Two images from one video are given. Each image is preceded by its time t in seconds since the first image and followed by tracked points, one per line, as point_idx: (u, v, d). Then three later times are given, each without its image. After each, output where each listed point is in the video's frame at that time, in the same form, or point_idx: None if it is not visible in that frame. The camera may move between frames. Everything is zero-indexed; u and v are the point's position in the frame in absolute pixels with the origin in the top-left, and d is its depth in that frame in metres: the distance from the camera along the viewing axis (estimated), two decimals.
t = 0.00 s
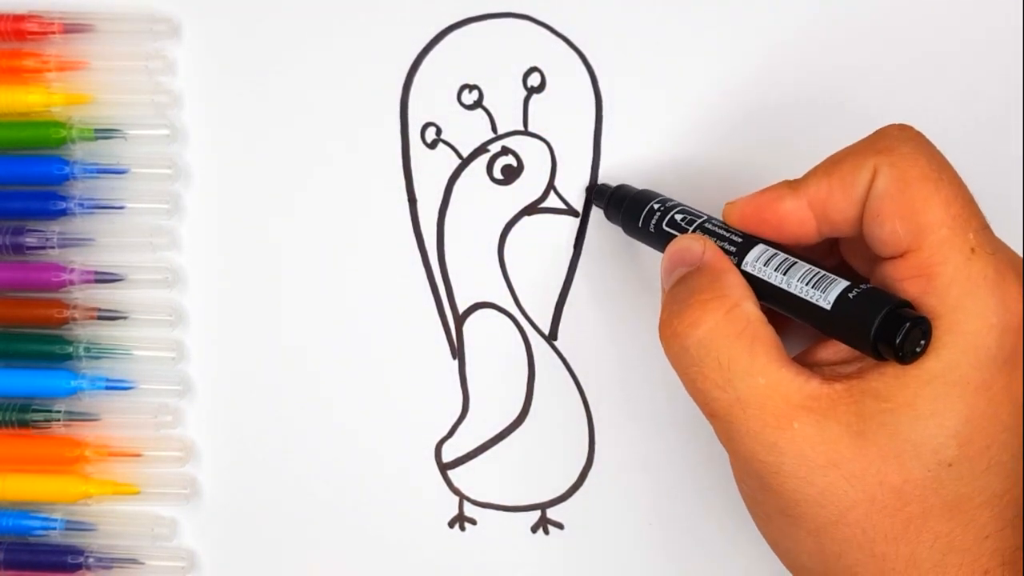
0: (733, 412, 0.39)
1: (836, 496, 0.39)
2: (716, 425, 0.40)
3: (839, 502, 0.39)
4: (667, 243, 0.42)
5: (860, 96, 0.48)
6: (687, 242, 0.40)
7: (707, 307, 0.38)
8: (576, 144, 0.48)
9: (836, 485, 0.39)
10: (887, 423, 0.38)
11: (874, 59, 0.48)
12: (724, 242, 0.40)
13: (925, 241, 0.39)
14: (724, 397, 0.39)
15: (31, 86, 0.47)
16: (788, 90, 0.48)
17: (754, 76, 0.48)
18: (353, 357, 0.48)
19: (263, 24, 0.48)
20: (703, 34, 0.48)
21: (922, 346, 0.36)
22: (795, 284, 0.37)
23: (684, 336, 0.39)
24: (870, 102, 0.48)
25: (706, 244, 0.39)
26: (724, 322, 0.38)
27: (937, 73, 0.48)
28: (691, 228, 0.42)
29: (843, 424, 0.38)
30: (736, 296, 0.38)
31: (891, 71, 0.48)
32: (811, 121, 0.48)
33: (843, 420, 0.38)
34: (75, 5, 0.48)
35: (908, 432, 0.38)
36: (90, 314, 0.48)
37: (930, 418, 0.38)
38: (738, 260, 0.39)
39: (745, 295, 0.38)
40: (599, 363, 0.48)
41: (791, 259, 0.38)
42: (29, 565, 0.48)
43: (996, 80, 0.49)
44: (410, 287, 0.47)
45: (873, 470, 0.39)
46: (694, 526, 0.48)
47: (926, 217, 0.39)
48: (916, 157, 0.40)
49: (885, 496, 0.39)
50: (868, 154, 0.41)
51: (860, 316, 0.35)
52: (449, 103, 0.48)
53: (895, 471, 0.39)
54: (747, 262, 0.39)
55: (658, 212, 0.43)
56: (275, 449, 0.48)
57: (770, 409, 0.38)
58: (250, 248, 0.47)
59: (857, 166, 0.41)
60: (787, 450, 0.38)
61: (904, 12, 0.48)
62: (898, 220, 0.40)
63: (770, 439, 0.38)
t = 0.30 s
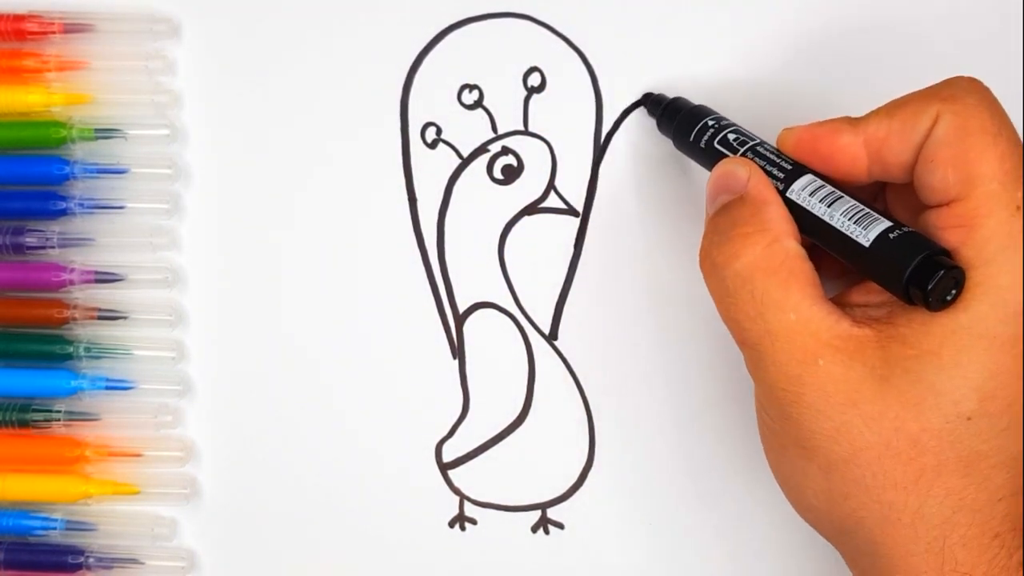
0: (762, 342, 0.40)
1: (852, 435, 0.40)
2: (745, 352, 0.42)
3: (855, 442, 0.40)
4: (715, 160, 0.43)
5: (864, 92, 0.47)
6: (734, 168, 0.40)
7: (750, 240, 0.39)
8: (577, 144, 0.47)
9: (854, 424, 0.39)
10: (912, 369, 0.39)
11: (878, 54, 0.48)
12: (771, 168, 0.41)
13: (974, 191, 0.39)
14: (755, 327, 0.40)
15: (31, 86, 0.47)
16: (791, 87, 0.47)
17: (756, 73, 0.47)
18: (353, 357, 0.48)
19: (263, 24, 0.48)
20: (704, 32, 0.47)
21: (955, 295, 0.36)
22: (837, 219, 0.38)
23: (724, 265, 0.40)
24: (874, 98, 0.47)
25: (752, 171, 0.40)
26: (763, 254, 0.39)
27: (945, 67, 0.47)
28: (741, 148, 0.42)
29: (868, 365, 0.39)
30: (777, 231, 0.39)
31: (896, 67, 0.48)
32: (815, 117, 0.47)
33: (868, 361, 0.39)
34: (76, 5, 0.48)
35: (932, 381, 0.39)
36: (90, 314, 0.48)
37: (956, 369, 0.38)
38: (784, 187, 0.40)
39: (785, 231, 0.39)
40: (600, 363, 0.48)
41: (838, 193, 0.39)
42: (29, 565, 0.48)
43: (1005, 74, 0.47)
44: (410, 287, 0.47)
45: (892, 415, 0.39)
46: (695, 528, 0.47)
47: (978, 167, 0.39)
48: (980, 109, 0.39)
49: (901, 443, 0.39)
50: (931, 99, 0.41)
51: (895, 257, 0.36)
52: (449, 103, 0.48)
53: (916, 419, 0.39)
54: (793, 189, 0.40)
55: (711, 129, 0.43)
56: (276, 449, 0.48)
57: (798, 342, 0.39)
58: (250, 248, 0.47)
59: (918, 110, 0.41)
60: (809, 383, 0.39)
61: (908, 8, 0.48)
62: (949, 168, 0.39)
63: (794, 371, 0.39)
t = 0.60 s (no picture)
0: (821, 393, 0.40)
1: (902, 494, 0.40)
2: (800, 402, 0.42)
3: (903, 503, 0.40)
4: (792, 213, 0.43)
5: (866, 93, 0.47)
6: (811, 219, 0.41)
7: (822, 287, 0.40)
8: (576, 145, 0.47)
9: (904, 484, 0.40)
10: (969, 439, 0.39)
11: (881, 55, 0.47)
12: (849, 227, 0.42)
13: None
14: (816, 378, 0.40)
15: (31, 86, 0.47)
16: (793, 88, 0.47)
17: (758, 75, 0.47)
18: (353, 359, 0.48)
19: (264, 24, 0.48)
20: (705, 33, 0.47)
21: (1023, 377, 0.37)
22: (911, 285, 0.39)
23: (791, 310, 0.40)
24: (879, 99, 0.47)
25: (830, 227, 0.41)
26: (832, 304, 0.40)
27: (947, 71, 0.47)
28: (821, 205, 0.43)
29: (926, 430, 0.39)
30: (849, 284, 0.40)
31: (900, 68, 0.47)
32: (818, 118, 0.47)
33: (925, 426, 0.39)
34: (76, 6, 0.48)
35: (989, 453, 0.39)
36: (91, 314, 0.48)
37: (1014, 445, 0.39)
38: (859, 247, 0.41)
39: (858, 286, 0.40)
40: (600, 364, 0.47)
41: (914, 260, 0.40)
42: (29, 565, 0.48)
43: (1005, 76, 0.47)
44: (410, 287, 0.47)
45: (944, 483, 0.40)
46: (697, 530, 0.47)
47: None
48: None
49: (950, 509, 0.40)
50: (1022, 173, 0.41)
51: (967, 332, 0.37)
52: (449, 103, 0.48)
53: (969, 487, 0.40)
54: (869, 251, 0.41)
55: (791, 181, 0.44)
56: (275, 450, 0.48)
57: (858, 398, 0.39)
58: (251, 249, 0.47)
59: (1007, 183, 0.41)
60: (864, 440, 0.40)
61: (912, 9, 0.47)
62: None
63: (851, 427, 0.40)
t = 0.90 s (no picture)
0: (790, 532, 0.39)
1: None
2: (768, 540, 0.41)
3: None
4: (755, 346, 0.43)
5: (864, 92, 0.47)
6: (772, 355, 0.40)
7: (786, 424, 0.38)
8: (576, 145, 0.47)
9: None
10: None
11: (878, 54, 0.47)
12: (812, 364, 0.41)
13: (1008, 407, 0.38)
14: (783, 518, 0.39)
15: (31, 86, 0.47)
16: (790, 87, 0.47)
17: (755, 74, 0.47)
18: (352, 359, 0.48)
19: (263, 25, 0.48)
20: (704, 33, 0.47)
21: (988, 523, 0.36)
22: (874, 428, 0.38)
23: (755, 449, 0.39)
24: (875, 98, 0.47)
25: (792, 363, 0.40)
26: (797, 443, 0.38)
27: (943, 68, 0.47)
28: (782, 339, 0.43)
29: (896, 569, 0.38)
30: (814, 421, 0.38)
31: (895, 68, 0.47)
32: (815, 117, 0.47)
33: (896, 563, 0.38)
34: (76, 6, 0.48)
35: None
36: (90, 314, 0.48)
37: None
38: (822, 385, 0.41)
39: (822, 423, 0.38)
40: (598, 365, 0.47)
41: (876, 400, 0.39)
42: (29, 565, 0.48)
43: (1006, 72, 0.47)
44: (410, 287, 0.47)
45: None
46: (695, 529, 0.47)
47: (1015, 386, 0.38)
48: None
49: None
50: (977, 308, 0.40)
51: (933, 478, 0.36)
52: (449, 103, 0.48)
53: None
54: (831, 390, 0.40)
55: (753, 314, 0.43)
56: (274, 450, 0.48)
57: (826, 538, 0.38)
58: (251, 249, 0.48)
59: (962, 318, 0.40)
60: None
61: (908, 9, 0.47)
62: (987, 380, 0.39)
63: (820, 565, 0.39)
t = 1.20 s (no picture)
0: None
1: None
2: None
3: None
4: (648, 467, 0.42)
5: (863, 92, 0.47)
6: (661, 478, 0.40)
7: (674, 553, 0.38)
8: (576, 145, 0.47)
9: None
10: None
11: (876, 53, 0.48)
12: (701, 486, 0.40)
13: (885, 524, 0.39)
14: None
15: (31, 86, 0.47)
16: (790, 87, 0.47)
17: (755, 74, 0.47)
18: (354, 358, 0.48)
19: (264, 25, 0.48)
20: (705, 33, 0.48)
21: None
22: (762, 551, 0.37)
23: None
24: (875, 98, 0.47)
25: (683, 486, 0.39)
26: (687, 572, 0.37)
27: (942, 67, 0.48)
28: (672, 460, 0.42)
29: None
30: (701, 547, 0.38)
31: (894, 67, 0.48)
32: (815, 117, 0.47)
33: None
34: (77, 6, 0.49)
35: None
36: (90, 314, 0.48)
37: None
38: (711, 508, 0.40)
39: (710, 548, 0.38)
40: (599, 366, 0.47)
41: (764, 521, 0.38)
42: (29, 565, 0.48)
43: (1001, 74, 0.48)
44: (410, 287, 0.47)
45: None
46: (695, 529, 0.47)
47: (890, 501, 0.39)
48: (895, 435, 0.39)
49: None
50: (846, 424, 0.40)
51: None
52: (449, 103, 0.47)
53: None
54: (719, 512, 0.39)
55: (644, 434, 0.42)
56: (275, 449, 0.48)
57: None
58: (251, 249, 0.47)
59: (833, 434, 0.40)
60: None
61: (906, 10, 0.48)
62: (863, 496, 0.39)
63: None
